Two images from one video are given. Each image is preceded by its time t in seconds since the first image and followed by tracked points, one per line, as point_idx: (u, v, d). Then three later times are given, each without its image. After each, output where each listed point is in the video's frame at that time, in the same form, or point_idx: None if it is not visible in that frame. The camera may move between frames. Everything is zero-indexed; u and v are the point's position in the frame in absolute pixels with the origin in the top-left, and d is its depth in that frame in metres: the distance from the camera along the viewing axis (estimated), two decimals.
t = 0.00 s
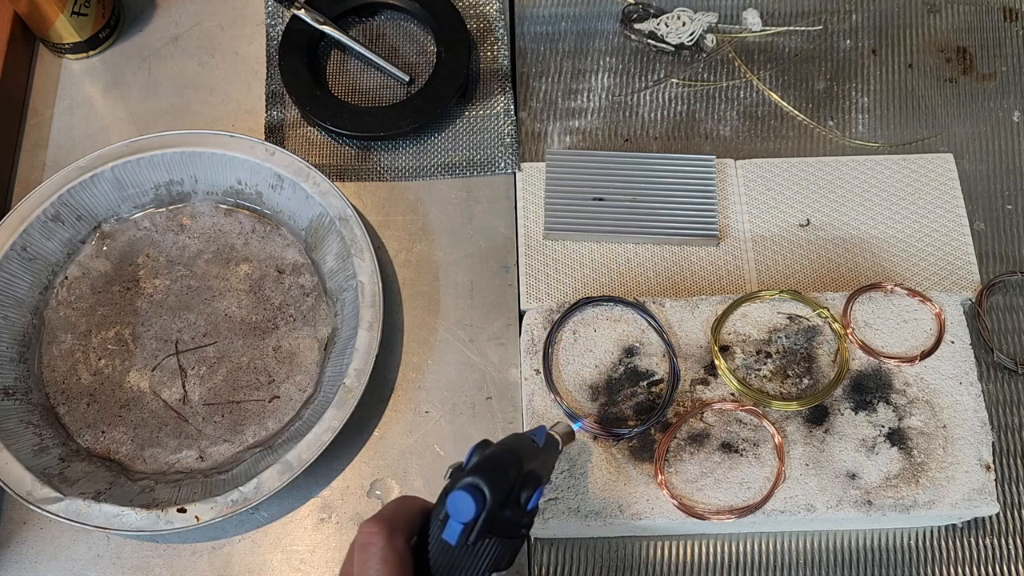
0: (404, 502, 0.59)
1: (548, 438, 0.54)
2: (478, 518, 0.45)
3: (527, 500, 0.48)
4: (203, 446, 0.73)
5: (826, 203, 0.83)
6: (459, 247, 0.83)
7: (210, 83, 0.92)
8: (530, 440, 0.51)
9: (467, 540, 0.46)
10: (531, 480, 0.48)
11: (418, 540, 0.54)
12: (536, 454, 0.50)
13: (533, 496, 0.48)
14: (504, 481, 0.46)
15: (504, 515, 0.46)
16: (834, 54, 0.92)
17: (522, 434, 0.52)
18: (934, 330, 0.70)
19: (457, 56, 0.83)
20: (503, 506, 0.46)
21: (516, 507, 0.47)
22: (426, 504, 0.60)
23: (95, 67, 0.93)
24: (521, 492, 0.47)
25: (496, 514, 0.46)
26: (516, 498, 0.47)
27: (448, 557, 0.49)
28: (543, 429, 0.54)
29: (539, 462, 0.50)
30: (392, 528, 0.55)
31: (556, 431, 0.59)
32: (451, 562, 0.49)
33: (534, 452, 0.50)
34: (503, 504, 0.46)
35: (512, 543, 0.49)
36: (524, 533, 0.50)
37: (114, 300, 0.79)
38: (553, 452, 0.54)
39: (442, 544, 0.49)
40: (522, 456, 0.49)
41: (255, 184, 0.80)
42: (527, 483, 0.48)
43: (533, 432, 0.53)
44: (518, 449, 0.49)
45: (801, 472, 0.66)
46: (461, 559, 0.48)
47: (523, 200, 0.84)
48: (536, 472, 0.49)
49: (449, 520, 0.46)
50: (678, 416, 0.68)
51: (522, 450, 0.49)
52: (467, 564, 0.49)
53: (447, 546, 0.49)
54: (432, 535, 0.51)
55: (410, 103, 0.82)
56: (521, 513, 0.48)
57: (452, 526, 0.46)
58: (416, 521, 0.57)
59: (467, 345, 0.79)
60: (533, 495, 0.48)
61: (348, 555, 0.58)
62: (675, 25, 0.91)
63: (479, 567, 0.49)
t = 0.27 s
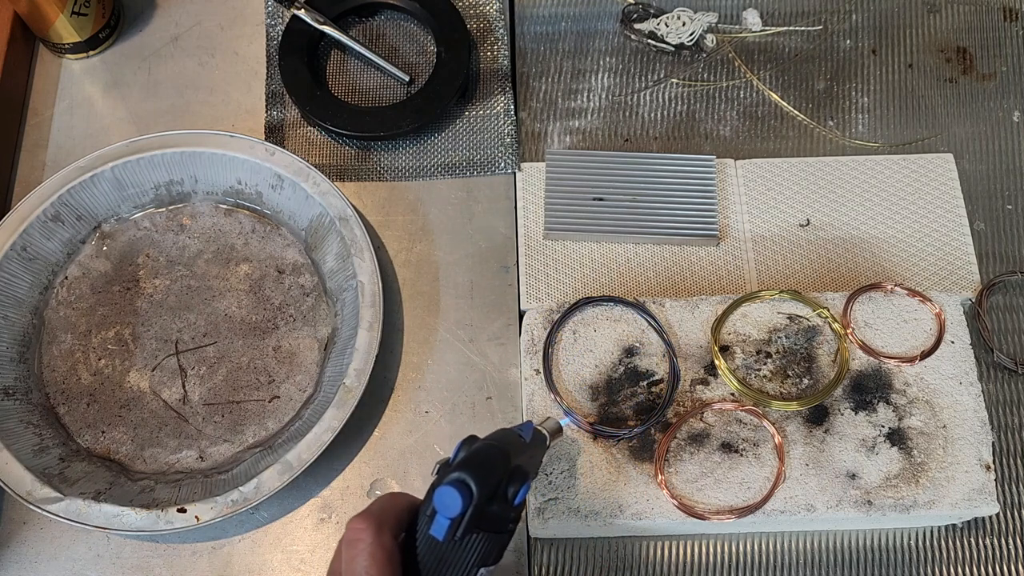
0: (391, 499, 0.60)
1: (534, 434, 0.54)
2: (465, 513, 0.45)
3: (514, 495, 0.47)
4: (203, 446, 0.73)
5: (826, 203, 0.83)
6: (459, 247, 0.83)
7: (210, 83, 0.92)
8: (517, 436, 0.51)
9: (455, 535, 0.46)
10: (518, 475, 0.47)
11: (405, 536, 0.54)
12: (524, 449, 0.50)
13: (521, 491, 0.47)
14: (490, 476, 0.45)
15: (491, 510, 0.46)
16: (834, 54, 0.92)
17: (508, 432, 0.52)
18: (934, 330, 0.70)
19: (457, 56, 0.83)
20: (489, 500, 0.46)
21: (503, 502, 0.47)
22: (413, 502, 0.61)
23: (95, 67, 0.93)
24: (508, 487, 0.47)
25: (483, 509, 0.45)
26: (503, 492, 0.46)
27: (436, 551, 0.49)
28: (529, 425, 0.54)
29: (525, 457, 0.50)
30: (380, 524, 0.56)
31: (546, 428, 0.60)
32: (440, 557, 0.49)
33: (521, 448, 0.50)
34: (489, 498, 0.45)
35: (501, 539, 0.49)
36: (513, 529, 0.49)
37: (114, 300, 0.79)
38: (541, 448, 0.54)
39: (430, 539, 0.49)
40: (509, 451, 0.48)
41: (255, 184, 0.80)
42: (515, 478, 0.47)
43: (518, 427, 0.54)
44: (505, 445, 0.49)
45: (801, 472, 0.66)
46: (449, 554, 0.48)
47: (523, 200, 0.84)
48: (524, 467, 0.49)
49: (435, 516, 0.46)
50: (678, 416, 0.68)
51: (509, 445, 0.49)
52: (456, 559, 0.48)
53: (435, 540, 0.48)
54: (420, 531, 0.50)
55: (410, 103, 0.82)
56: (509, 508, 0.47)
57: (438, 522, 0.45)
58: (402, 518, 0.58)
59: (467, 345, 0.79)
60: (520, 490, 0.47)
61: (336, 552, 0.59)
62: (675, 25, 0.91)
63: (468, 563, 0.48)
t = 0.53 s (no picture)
0: (383, 489, 0.59)
1: (523, 425, 0.54)
2: (454, 501, 0.45)
3: (504, 484, 0.47)
4: (203, 446, 0.73)
5: (826, 203, 0.83)
6: (459, 247, 0.83)
7: (210, 83, 0.92)
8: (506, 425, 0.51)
9: (445, 524, 0.46)
10: (508, 464, 0.47)
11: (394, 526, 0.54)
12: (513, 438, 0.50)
13: (511, 480, 0.47)
14: (479, 465, 0.45)
15: (480, 498, 0.46)
16: (834, 54, 0.92)
17: (495, 421, 0.52)
18: (934, 330, 0.70)
19: (457, 56, 0.83)
20: (479, 489, 0.46)
21: (493, 491, 0.47)
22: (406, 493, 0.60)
23: (95, 67, 0.93)
24: (497, 476, 0.47)
25: (472, 498, 0.45)
26: (493, 481, 0.47)
27: (427, 540, 0.48)
28: (518, 414, 0.55)
29: (514, 446, 0.51)
30: (370, 514, 0.55)
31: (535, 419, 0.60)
32: (431, 547, 0.48)
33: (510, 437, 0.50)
34: (479, 487, 0.46)
35: (491, 528, 0.48)
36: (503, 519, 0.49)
37: (114, 300, 0.79)
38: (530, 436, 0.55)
39: (420, 529, 0.49)
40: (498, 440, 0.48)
41: (255, 184, 0.80)
42: (504, 466, 0.47)
43: (508, 418, 0.54)
44: (494, 435, 0.49)
45: (801, 472, 0.66)
46: (440, 542, 0.48)
47: (523, 200, 0.84)
48: (513, 456, 0.49)
49: (425, 505, 0.46)
50: (678, 416, 0.68)
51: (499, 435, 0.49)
52: (447, 548, 0.48)
53: (425, 530, 0.48)
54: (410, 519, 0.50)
55: (410, 103, 0.82)
56: (498, 497, 0.47)
57: (428, 511, 0.45)
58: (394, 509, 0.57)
59: (467, 345, 0.79)
60: (510, 479, 0.47)
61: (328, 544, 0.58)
62: (675, 25, 0.91)
63: (459, 552, 0.48)
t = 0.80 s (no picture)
0: (375, 479, 0.59)
1: (517, 414, 0.54)
2: (448, 490, 0.45)
3: (497, 473, 0.47)
4: (203, 446, 0.73)
5: (825, 203, 0.83)
6: (459, 247, 0.83)
7: (210, 83, 0.92)
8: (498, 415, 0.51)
9: (438, 513, 0.46)
10: (501, 453, 0.47)
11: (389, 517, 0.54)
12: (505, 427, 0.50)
13: (504, 469, 0.47)
14: (472, 453, 0.45)
15: (473, 487, 0.46)
16: (834, 54, 0.92)
17: (489, 411, 0.52)
18: (934, 330, 0.70)
19: (457, 56, 0.83)
20: (472, 478, 0.46)
21: (486, 480, 0.47)
22: (398, 482, 0.60)
23: (95, 68, 0.93)
24: (490, 465, 0.47)
25: (465, 486, 0.45)
26: (486, 470, 0.46)
27: (419, 530, 0.49)
28: (512, 405, 0.55)
29: (508, 436, 0.50)
30: (364, 504, 0.55)
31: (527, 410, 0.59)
32: (424, 538, 0.49)
33: (501, 426, 0.50)
34: (472, 476, 0.45)
35: (484, 516, 0.49)
36: (496, 507, 0.49)
37: (114, 300, 0.79)
38: (524, 428, 0.54)
39: (413, 519, 0.49)
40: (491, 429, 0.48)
41: (255, 184, 0.80)
42: (497, 455, 0.47)
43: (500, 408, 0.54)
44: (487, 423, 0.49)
45: (801, 472, 0.66)
46: (433, 532, 0.48)
47: (523, 200, 0.84)
48: (505, 445, 0.49)
49: (418, 494, 0.46)
50: (678, 416, 0.68)
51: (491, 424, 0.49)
52: (439, 538, 0.48)
53: (418, 521, 0.48)
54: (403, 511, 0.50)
55: (410, 103, 0.82)
56: (491, 486, 0.47)
57: (421, 500, 0.45)
58: (387, 499, 0.57)
59: (467, 345, 0.79)
60: (503, 467, 0.47)
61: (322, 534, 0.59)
62: (675, 25, 0.91)
63: (452, 542, 0.48)
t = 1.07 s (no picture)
0: (372, 467, 0.61)
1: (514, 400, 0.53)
2: (443, 475, 0.44)
3: (492, 459, 0.46)
4: (203, 446, 0.73)
5: (825, 203, 0.83)
6: (459, 247, 0.83)
7: (210, 83, 0.92)
8: (494, 401, 0.49)
9: (433, 498, 0.45)
10: (497, 438, 0.47)
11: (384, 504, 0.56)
12: (501, 412, 0.49)
13: (499, 455, 0.46)
14: (467, 439, 0.44)
15: (468, 473, 0.45)
16: (834, 54, 0.92)
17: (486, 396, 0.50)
18: (934, 330, 0.70)
19: (457, 56, 0.83)
20: (467, 463, 0.45)
21: (481, 465, 0.46)
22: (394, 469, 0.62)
23: (95, 68, 0.93)
24: (486, 451, 0.46)
25: (461, 472, 0.44)
26: (481, 456, 0.46)
27: (415, 516, 0.48)
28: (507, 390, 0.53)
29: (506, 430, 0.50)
30: (359, 491, 0.57)
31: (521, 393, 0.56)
32: (420, 524, 0.48)
33: (496, 412, 0.49)
34: (467, 462, 0.45)
35: (480, 502, 0.48)
36: (492, 493, 0.49)
37: (114, 300, 0.79)
38: (518, 415, 0.52)
39: (409, 505, 0.48)
40: (487, 415, 0.47)
41: (255, 184, 0.80)
42: (493, 441, 0.46)
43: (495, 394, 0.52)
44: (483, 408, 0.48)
45: (801, 472, 0.66)
46: (428, 518, 0.48)
47: (523, 200, 0.84)
48: (501, 430, 0.48)
49: (414, 479, 0.45)
50: (678, 416, 0.68)
51: (487, 409, 0.48)
52: (435, 524, 0.48)
53: (414, 506, 0.48)
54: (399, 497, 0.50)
55: (410, 103, 0.82)
56: (486, 472, 0.46)
57: (417, 485, 0.45)
58: (383, 487, 0.59)
59: (467, 345, 0.79)
60: (499, 453, 0.46)
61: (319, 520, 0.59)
62: (675, 25, 0.90)
63: (448, 528, 0.48)
